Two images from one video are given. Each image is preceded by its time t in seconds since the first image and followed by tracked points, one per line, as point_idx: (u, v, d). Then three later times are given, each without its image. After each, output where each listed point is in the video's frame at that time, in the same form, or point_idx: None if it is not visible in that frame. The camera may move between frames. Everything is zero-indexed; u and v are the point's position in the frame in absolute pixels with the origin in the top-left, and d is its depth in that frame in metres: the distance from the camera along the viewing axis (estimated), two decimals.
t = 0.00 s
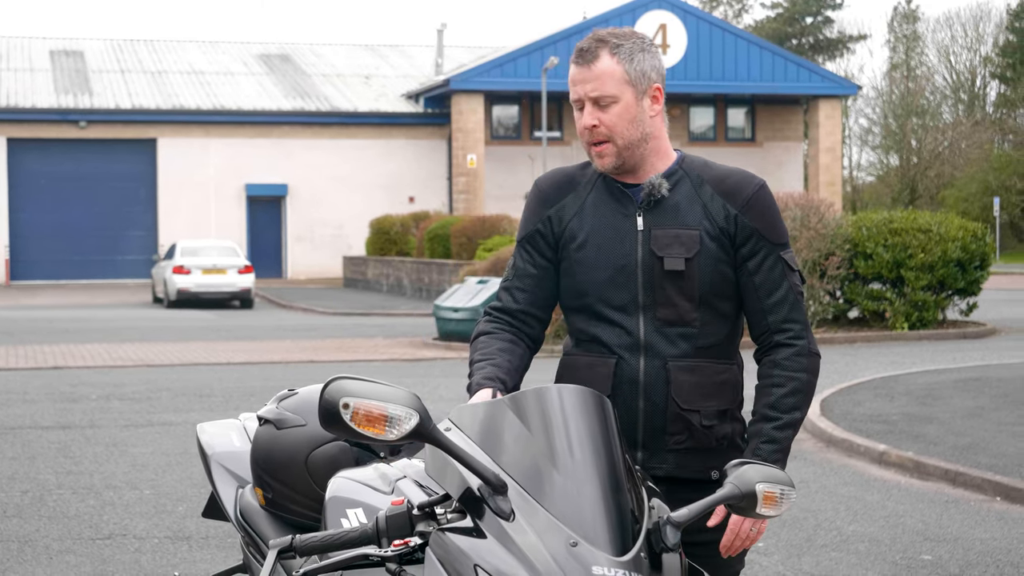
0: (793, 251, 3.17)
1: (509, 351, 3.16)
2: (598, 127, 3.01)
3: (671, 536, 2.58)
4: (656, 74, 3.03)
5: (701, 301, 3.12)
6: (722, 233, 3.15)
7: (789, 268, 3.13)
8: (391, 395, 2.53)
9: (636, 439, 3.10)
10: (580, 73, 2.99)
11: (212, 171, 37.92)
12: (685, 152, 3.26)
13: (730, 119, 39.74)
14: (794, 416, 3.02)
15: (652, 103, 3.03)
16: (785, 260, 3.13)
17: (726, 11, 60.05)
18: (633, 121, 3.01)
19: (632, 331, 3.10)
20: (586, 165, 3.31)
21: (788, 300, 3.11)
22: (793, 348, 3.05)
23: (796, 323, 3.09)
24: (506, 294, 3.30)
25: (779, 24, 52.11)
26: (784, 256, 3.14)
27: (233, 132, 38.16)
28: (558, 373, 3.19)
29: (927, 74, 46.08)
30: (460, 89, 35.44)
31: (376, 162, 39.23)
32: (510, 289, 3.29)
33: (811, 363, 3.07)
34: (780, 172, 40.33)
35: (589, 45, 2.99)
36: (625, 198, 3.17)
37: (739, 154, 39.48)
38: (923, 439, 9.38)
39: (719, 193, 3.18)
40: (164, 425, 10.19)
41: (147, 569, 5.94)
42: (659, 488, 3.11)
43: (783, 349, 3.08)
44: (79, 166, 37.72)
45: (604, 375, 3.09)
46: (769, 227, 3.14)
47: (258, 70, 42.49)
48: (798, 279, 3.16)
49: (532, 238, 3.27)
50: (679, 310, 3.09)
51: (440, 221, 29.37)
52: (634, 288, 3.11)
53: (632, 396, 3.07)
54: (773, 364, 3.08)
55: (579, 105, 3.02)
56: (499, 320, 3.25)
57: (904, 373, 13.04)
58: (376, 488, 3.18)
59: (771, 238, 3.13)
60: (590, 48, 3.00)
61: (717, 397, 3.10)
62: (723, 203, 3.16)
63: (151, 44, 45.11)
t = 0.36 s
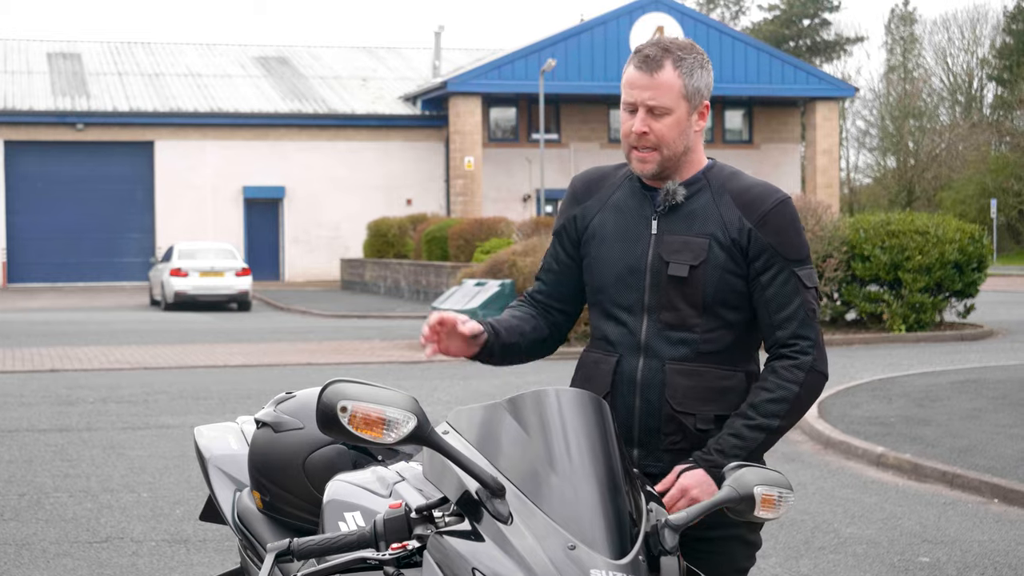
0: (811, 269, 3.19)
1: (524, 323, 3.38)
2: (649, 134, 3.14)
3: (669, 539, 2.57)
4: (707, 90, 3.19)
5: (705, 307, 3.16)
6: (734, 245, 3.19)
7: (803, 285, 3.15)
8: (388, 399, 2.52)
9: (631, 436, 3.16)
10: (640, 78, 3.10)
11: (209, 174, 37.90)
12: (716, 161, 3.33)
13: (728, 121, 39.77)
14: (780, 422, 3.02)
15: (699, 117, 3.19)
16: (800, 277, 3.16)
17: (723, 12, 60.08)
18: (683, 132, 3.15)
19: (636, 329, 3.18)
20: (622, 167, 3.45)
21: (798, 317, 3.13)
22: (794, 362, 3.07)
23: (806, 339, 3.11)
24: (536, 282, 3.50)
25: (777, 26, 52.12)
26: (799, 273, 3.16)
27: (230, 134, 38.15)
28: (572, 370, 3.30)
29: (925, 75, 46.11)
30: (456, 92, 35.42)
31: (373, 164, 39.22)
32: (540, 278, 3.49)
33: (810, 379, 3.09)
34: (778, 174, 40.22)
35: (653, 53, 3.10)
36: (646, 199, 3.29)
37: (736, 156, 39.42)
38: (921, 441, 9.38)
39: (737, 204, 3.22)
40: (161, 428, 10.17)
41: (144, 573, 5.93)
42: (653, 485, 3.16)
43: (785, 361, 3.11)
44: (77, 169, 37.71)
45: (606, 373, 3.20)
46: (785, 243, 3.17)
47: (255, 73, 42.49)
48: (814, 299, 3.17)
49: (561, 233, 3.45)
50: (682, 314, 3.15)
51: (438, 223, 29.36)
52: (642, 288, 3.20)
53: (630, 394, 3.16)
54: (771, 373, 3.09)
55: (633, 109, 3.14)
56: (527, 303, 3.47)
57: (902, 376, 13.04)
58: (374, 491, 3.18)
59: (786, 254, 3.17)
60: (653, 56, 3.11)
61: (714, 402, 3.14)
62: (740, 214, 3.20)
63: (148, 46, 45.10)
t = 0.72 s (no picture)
0: (817, 266, 3.20)
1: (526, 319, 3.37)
2: (654, 130, 3.19)
3: (666, 541, 2.58)
4: (719, 95, 3.22)
5: (710, 303, 3.17)
6: (741, 241, 3.20)
7: (811, 282, 3.17)
8: (385, 400, 2.52)
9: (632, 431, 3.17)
10: (652, 74, 3.17)
11: (206, 175, 37.88)
12: (724, 161, 3.34)
13: (724, 123, 39.83)
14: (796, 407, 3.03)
15: (707, 119, 3.22)
16: (808, 274, 3.18)
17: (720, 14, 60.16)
18: (688, 132, 3.19)
19: (639, 324, 3.19)
20: (629, 166, 3.46)
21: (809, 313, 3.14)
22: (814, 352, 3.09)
23: (818, 333, 3.12)
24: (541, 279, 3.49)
25: (773, 28, 52.20)
26: (808, 270, 3.18)
27: (226, 136, 38.13)
28: (574, 367, 3.30)
29: (921, 77, 46.19)
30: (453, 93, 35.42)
31: (370, 166, 39.22)
32: (544, 275, 3.48)
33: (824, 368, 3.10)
34: (775, 176, 40.23)
35: (667, 50, 3.17)
36: (652, 195, 3.29)
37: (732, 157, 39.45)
38: (918, 442, 9.39)
39: (744, 201, 3.23)
40: (158, 430, 10.17)
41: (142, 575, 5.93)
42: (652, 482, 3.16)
43: (802, 352, 3.11)
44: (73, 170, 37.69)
45: (607, 367, 3.20)
46: (794, 240, 3.19)
47: (252, 74, 42.48)
48: (820, 294, 3.19)
49: (565, 230, 3.44)
50: (686, 309, 3.16)
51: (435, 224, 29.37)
52: (646, 284, 3.21)
53: (632, 388, 3.16)
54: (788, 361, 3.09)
55: (642, 103, 3.19)
56: (532, 302, 3.46)
57: (898, 377, 13.04)
58: (371, 493, 3.18)
59: (794, 251, 3.18)
60: (667, 53, 3.18)
61: (716, 397, 3.14)
62: (748, 212, 3.22)
63: (145, 48, 45.09)
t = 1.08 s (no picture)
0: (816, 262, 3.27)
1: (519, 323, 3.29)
2: (671, 112, 3.22)
3: (666, 542, 2.58)
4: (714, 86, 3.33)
5: (715, 303, 3.20)
6: (746, 241, 3.24)
7: (811, 277, 3.21)
8: (384, 403, 2.52)
9: (638, 432, 3.16)
10: (660, 62, 3.22)
11: (206, 178, 37.89)
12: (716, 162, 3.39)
13: (724, 125, 39.82)
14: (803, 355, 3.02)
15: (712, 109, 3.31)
16: (808, 270, 3.22)
17: (719, 16, 60.14)
18: (701, 116, 3.26)
19: (645, 325, 3.19)
20: (619, 169, 3.47)
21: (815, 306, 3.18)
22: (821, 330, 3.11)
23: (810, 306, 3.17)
24: (528, 283, 3.43)
25: (773, 31, 52.26)
26: (807, 266, 3.23)
27: (226, 138, 38.13)
28: (569, 370, 3.28)
29: (921, 79, 46.21)
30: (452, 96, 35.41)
31: (370, 168, 39.24)
32: (532, 279, 3.42)
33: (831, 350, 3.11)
34: (775, 178, 40.23)
35: (671, 42, 3.24)
36: (654, 197, 3.31)
37: (731, 160, 39.46)
38: (918, 444, 9.40)
39: (746, 202, 3.29)
40: (157, 432, 10.16)
41: None
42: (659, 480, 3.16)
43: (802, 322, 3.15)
44: (73, 172, 37.70)
45: (614, 369, 3.18)
46: (795, 238, 3.25)
47: (252, 77, 42.48)
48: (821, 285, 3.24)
49: (559, 232, 3.41)
50: (693, 309, 3.17)
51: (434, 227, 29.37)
52: (649, 284, 3.21)
53: (639, 390, 3.15)
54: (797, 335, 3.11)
55: (652, 91, 3.23)
56: (520, 305, 3.39)
57: (898, 379, 13.04)
58: (371, 495, 3.19)
59: (795, 247, 3.24)
60: (671, 44, 3.25)
61: (723, 399, 3.15)
62: (750, 212, 3.27)
63: (144, 50, 45.10)
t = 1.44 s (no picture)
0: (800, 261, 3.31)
1: (458, 322, 3.21)
2: (653, 118, 3.16)
3: (668, 544, 2.59)
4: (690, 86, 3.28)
5: (705, 302, 3.18)
6: (733, 241, 3.24)
7: (798, 276, 3.27)
8: (387, 404, 2.52)
9: (633, 436, 3.10)
10: (639, 67, 3.15)
11: (208, 180, 37.89)
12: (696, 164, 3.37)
13: (725, 127, 39.80)
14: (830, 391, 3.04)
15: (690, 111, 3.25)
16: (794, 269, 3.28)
17: (721, 18, 60.20)
18: (681, 120, 3.20)
19: (636, 326, 3.13)
20: (596, 173, 3.40)
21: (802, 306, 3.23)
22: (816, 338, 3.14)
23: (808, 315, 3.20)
24: (494, 281, 3.37)
25: (774, 32, 52.32)
26: (792, 264, 3.27)
27: (228, 140, 38.14)
28: (556, 374, 3.21)
29: (923, 81, 46.23)
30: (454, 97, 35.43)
31: (371, 170, 39.25)
32: (500, 277, 3.37)
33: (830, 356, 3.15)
34: (776, 180, 40.26)
35: (649, 45, 3.17)
36: (638, 199, 3.25)
37: (733, 162, 39.51)
38: (920, 446, 9.39)
39: (731, 204, 3.28)
40: (159, 434, 10.17)
41: None
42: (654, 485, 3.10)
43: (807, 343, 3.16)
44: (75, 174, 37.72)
45: (603, 374, 3.11)
46: (780, 239, 3.27)
47: (253, 79, 42.51)
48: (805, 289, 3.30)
49: (535, 235, 3.34)
50: (684, 310, 3.14)
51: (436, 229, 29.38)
52: (639, 286, 3.16)
53: (633, 392, 3.09)
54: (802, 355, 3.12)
55: (633, 97, 3.15)
56: (476, 303, 3.31)
57: (900, 381, 13.02)
58: (374, 497, 3.19)
59: (781, 247, 3.26)
60: (648, 48, 3.17)
61: (714, 400, 3.13)
62: (736, 214, 3.26)
63: (146, 52, 45.14)
